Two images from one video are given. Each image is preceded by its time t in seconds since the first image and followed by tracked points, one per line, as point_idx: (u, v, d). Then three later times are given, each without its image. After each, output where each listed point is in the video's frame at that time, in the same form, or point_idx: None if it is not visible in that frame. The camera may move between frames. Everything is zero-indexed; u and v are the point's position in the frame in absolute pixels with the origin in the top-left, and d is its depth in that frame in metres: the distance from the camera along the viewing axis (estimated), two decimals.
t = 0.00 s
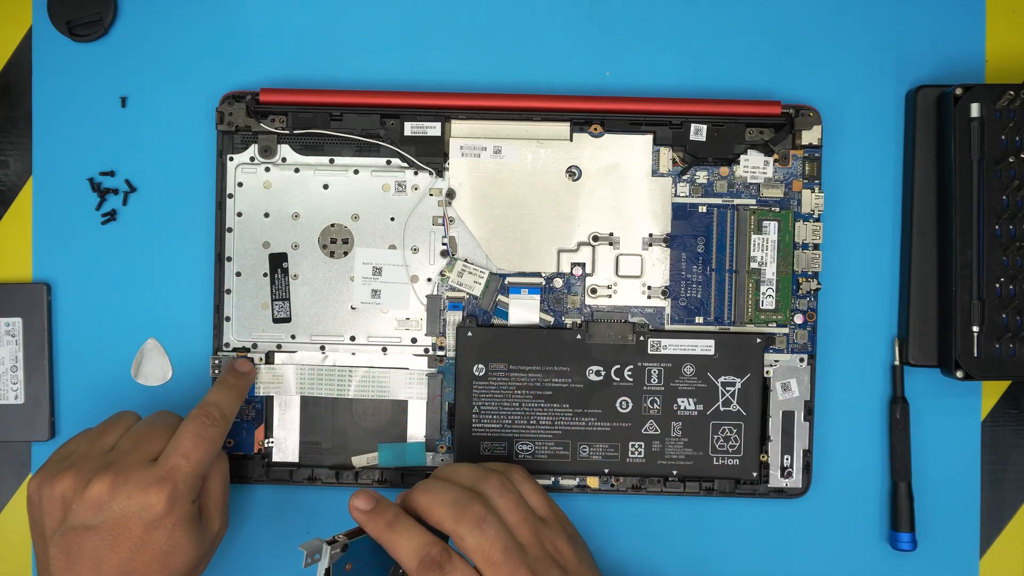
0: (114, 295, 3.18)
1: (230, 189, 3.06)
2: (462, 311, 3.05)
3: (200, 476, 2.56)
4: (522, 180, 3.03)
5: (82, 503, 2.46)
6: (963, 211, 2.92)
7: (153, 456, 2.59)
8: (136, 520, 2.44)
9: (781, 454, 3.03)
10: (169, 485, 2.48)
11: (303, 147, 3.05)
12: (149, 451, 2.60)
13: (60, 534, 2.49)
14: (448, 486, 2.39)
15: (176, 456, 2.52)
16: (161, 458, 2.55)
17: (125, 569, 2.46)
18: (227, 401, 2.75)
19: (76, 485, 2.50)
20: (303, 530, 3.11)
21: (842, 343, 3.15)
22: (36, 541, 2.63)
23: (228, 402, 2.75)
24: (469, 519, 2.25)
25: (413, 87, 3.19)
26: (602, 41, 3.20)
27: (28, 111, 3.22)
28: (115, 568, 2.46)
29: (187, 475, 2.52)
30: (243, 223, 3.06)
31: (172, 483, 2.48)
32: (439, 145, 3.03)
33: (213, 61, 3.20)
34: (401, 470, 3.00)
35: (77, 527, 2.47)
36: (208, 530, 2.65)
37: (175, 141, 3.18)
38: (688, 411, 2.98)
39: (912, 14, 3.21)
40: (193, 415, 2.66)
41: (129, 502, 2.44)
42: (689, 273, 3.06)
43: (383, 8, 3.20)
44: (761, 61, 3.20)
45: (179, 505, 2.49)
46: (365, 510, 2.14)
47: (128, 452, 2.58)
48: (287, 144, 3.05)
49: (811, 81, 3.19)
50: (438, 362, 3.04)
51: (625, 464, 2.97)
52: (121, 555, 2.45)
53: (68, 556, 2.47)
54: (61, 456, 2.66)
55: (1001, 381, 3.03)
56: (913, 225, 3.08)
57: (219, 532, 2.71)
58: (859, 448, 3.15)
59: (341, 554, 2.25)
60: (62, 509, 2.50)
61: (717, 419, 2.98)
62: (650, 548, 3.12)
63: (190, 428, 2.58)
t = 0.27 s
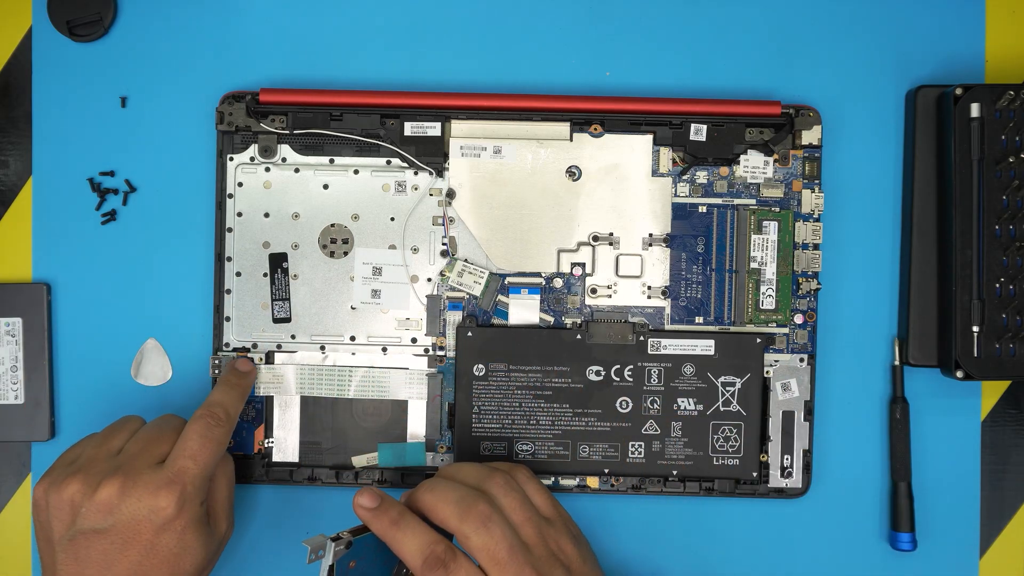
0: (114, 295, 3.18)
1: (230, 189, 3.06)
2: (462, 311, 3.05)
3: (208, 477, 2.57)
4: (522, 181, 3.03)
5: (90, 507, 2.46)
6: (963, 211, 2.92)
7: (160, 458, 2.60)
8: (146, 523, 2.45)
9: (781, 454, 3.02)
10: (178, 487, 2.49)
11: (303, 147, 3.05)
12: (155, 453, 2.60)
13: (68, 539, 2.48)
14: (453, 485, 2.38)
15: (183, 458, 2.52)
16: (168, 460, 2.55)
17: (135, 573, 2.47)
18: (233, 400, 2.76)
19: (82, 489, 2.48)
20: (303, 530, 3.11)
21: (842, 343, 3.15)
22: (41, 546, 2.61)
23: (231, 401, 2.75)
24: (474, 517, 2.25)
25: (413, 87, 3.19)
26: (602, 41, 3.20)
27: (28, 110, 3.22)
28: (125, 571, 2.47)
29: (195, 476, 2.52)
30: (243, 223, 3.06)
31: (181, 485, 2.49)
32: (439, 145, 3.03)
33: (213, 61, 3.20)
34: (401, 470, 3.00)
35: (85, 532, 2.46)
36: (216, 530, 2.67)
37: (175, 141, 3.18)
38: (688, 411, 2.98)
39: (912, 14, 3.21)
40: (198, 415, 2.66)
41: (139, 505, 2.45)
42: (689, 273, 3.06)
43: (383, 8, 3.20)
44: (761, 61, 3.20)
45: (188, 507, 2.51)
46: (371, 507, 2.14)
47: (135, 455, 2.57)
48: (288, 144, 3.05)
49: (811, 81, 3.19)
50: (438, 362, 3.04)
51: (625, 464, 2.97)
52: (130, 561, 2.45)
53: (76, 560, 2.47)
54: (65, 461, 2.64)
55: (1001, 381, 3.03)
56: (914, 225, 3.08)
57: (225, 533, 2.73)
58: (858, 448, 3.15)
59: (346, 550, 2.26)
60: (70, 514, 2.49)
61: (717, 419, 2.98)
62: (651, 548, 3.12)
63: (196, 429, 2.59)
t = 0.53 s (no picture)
0: (114, 295, 3.18)
1: (230, 189, 3.06)
2: (462, 311, 3.05)
3: (203, 471, 2.55)
4: (522, 181, 3.03)
5: (86, 499, 2.46)
6: (963, 211, 2.92)
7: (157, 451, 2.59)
8: (140, 515, 2.45)
9: (781, 454, 3.02)
10: (171, 480, 2.47)
11: (303, 147, 3.05)
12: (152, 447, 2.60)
13: (66, 530, 2.49)
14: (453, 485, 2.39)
15: (177, 451, 2.51)
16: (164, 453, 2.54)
17: (130, 566, 2.47)
18: (231, 395, 2.73)
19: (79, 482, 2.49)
20: (302, 530, 3.11)
21: (842, 343, 3.15)
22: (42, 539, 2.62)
23: (229, 394, 2.73)
24: (473, 518, 2.26)
25: (413, 87, 3.19)
26: (602, 41, 3.20)
27: (29, 110, 3.22)
28: (121, 564, 2.47)
29: (190, 470, 2.51)
30: (243, 223, 3.06)
31: (175, 478, 2.48)
32: (439, 145, 3.03)
33: (214, 62, 3.20)
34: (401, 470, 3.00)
35: (81, 523, 2.47)
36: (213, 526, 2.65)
37: (176, 141, 3.18)
38: (688, 411, 2.98)
39: (912, 14, 3.21)
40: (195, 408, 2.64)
41: (133, 497, 2.45)
42: (689, 273, 3.06)
43: (383, 8, 3.20)
44: (761, 61, 3.20)
45: (183, 500, 2.49)
46: (370, 508, 2.14)
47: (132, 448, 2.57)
48: (288, 144, 3.05)
49: (811, 80, 3.19)
50: (438, 362, 3.04)
51: (624, 464, 2.97)
52: (127, 552, 2.46)
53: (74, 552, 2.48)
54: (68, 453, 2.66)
55: (1001, 381, 3.03)
56: (914, 225, 3.08)
57: (223, 531, 2.71)
58: (858, 448, 3.15)
59: (345, 551, 2.26)
60: (67, 506, 2.50)
61: (717, 419, 2.98)
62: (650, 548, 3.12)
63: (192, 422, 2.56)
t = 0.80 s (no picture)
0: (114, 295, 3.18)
1: (230, 188, 3.06)
2: (462, 311, 3.05)
3: (150, 471, 2.39)
4: (522, 180, 3.03)
5: (44, 501, 2.43)
6: (963, 211, 2.92)
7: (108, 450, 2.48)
8: (89, 518, 2.35)
9: (781, 453, 3.02)
10: (116, 480, 2.35)
11: (303, 147, 3.05)
12: (107, 447, 2.48)
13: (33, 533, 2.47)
14: (459, 446, 2.35)
15: (122, 450, 2.37)
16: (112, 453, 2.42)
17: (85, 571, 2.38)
18: (186, 391, 2.55)
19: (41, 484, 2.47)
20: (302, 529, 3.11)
21: (842, 343, 3.15)
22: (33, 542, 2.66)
23: (183, 389, 2.55)
24: (472, 478, 2.21)
25: (413, 87, 3.18)
26: (602, 41, 3.20)
27: (29, 110, 3.22)
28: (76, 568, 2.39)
29: (138, 473, 2.37)
30: (243, 223, 3.06)
31: (120, 479, 2.36)
32: (439, 145, 3.03)
33: (213, 61, 3.20)
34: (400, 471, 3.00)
35: (43, 526, 2.44)
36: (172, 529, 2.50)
37: (175, 141, 3.18)
38: (688, 411, 2.98)
39: (912, 14, 3.21)
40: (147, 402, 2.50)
41: (81, 499, 2.36)
42: (689, 273, 3.06)
43: (383, 9, 3.20)
44: (761, 61, 3.20)
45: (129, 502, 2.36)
46: (375, 452, 2.17)
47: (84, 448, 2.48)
48: (288, 144, 3.05)
49: (811, 80, 3.19)
50: (438, 362, 3.04)
51: (624, 464, 2.97)
52: (84, 560, 2.37)
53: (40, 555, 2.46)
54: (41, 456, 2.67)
55: (1001, 381, 3.03)
56: (914, 225, 3.08)
57: (188, 535, 2.55)
58: (858, 448, 3.15)
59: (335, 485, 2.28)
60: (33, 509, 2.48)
61: (717, 419, 2.98)
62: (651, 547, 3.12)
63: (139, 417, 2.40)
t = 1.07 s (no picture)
0: (113, 294, 3.18)
1: (230, 188, 3.06)
2: (462, 311, 3.05)
3: (86, 456, 2.34)
4: (521, 179, 3.03)
5: None
6: (962, 211, 2.92)
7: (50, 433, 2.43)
8: (22, 502, 2.31)
9: (781, 453, 3.02)
10: (52, 463, 2.31)
11: (303, 147, 3.05)
12: (53, 430, 2.43)
13: None
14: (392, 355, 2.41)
15: (64, 431, 2.34)
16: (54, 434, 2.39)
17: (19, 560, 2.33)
18: (136, 376, 2.51)
19: None
20: (303, 529, 3.13)
21: (842, 342, 3.15)
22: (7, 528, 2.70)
23: (136, 374, 2.52)
24: (392, 377, 2.25)
25: (413, 87, 3.18)
26: (602, 41, 3.20)
27: (28, 110, 3.22)
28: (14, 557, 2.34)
29: (73, 454, 2.32)
30: (243, 223, 3.06)
31: (55, 462, 2.32)
32: (439, 145, 3.03)
33: (214, 61, 3.20)
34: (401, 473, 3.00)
35: None
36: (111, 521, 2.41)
37: (175, 141, 3.18)
38: (688, 411, 2.98)
39: (912, 14, 3.21)
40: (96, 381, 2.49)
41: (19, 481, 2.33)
42: (689, 273, 3.06)
43: (383, 9, 3.20)
44: (761, 61, 3.20)
45: (62, 487, 2.31)
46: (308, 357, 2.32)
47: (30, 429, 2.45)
48: (287, 144, 3.05)
49: (812, 80, 3.19)
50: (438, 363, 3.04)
51: (625, 464, 2.97)
52: (25, 556, 2.32)
53: None
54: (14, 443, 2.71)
55: (1002, 381, 3.03)
56: (914, 224, 3.08)
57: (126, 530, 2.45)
58: (858, 448, 3.15)
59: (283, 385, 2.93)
60: None
61: (717, 419, 2.98)
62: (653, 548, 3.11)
63: (91, 394, 2.39)
